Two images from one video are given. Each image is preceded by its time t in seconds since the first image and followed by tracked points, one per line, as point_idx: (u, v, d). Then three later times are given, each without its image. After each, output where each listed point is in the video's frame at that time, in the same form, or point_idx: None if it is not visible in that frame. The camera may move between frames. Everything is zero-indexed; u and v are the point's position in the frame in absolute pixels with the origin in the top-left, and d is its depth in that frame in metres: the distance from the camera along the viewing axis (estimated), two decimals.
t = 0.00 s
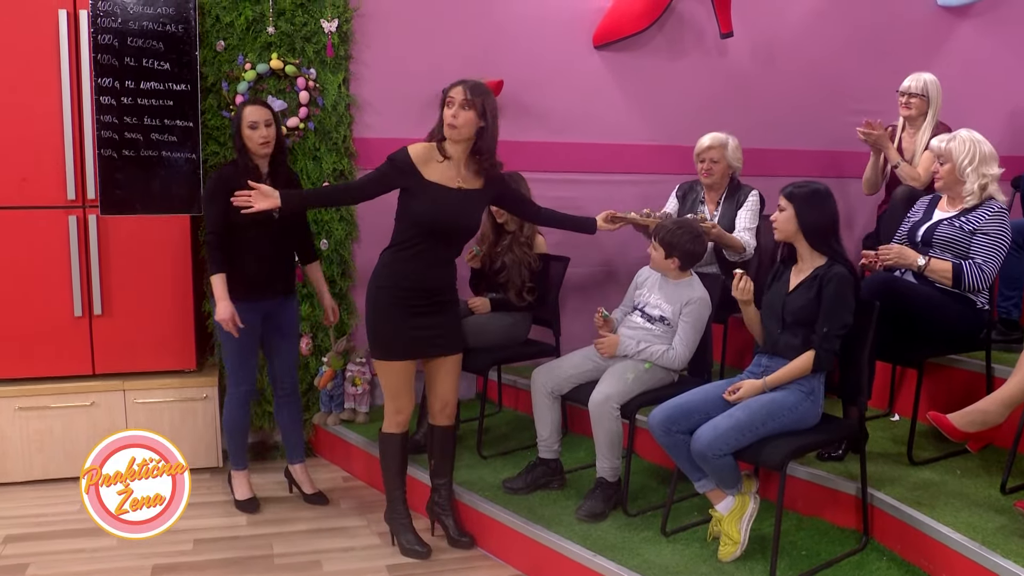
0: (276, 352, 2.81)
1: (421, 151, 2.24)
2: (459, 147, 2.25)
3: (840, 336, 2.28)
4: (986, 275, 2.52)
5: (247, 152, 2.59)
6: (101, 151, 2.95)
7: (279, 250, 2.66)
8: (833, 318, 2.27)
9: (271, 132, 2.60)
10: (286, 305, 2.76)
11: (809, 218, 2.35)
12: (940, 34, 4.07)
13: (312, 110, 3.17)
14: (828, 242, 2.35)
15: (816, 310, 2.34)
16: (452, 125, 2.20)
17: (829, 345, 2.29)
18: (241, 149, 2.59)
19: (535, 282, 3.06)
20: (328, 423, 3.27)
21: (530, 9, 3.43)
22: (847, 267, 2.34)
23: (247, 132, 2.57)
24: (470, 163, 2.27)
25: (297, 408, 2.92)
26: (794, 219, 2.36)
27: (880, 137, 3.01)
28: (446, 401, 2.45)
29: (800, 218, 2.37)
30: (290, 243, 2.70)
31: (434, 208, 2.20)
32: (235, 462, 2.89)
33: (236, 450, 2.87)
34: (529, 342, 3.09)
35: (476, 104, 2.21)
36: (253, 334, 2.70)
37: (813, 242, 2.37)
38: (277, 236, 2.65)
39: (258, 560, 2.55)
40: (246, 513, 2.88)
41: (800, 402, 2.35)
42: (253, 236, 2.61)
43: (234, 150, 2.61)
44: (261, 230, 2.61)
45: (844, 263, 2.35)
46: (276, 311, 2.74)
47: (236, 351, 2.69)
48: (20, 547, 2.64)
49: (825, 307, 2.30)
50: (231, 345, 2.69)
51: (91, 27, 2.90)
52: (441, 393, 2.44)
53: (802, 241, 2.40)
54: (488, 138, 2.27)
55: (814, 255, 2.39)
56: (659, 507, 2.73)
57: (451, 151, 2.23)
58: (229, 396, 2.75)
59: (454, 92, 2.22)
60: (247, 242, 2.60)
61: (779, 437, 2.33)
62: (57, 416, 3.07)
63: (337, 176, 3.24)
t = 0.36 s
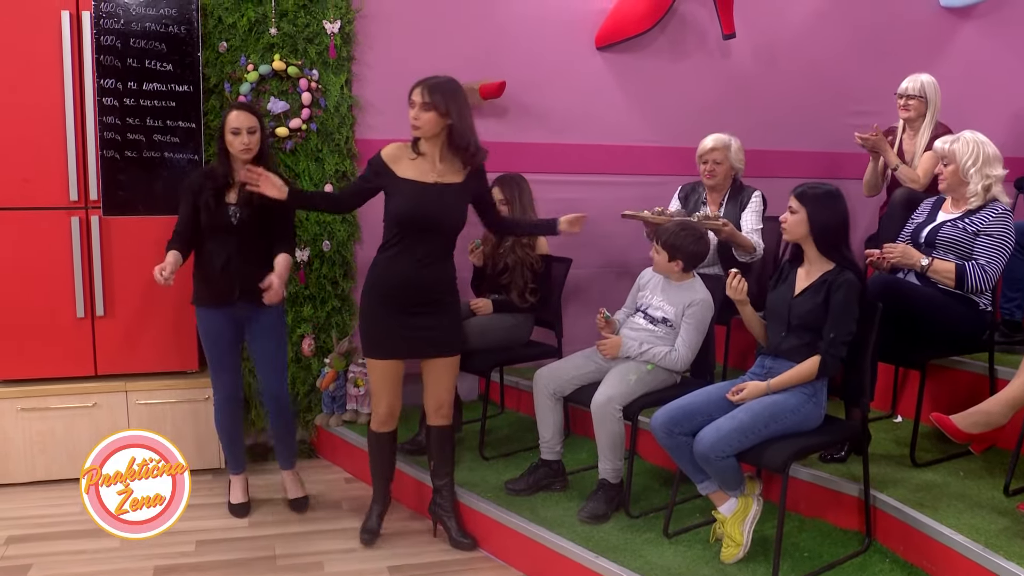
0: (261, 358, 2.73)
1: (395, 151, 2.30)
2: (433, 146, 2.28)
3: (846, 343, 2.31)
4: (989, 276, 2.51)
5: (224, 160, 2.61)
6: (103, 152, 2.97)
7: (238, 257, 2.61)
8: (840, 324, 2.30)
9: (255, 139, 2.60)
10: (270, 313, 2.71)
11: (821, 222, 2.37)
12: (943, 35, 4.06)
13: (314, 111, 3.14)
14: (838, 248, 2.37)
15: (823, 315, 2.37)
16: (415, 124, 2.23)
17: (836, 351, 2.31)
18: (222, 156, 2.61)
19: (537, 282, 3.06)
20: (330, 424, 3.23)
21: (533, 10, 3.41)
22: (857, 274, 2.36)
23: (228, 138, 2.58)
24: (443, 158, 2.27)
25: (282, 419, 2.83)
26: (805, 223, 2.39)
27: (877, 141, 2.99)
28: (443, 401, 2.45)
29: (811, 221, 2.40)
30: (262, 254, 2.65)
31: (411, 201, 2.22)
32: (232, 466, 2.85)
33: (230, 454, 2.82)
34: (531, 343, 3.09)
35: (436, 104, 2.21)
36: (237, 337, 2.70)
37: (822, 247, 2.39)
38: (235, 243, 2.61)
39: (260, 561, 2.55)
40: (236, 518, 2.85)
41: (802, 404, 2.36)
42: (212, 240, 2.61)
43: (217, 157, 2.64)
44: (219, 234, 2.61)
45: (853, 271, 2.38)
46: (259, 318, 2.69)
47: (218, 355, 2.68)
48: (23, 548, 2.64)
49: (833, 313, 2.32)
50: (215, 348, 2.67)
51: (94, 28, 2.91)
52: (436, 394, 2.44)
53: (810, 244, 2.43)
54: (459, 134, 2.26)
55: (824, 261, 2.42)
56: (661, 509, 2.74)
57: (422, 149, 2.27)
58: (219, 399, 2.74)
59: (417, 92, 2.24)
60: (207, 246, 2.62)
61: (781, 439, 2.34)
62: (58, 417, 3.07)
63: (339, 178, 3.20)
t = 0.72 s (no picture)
0: (243, 379, 2.40)
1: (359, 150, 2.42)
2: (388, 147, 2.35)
3: (855, 345, 2.32)
4: (997, 278, 2.51)
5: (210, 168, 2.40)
6: (112, 152, 2.98)
7: (233, 271, 2.38)
8: (850, 326, 2.31)
9: (241, 142, 2.38)
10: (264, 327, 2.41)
11: (832, 224, 2.39)
12: (951, 36, 4.05)
13: (322, 111, 3.14)
14: (850, 250, 2.39)
15: (833, 317, 2.38)
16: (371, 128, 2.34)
17: (845, 353, 2.33)
18: (208, 163, 2.40)
19: (544, 283, 3.03)
20: (336, 424, 3.21)
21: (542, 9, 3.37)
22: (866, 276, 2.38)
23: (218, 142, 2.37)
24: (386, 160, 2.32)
25: (254, 442, 2.44)
26: (818, 226, 2.39)
27: (885, 143, 2.92)
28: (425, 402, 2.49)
29: (826, 225, 2.39)
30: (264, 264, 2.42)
31: (365, 201, 2.31)
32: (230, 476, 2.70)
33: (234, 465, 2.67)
34: (538, 343, 3.09)
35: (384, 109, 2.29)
36: (226, 351, 2.46)
37: (832, 250, 2.41)
38: (229, 256, 2.38)
39: (267, 561, 2.55)
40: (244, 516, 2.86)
41: (810, 405, 2.37)
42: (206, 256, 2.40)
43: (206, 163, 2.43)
44: (212, 250, 2.39)
45: (862, 272, 2.39)
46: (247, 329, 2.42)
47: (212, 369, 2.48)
48: (31, 546, 2.66)
49: (842, 315, 2.34)
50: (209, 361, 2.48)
51: (102, 29, 2.92)
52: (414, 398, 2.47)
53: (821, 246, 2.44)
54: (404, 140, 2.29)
55: (833, 263, 2.44)
56: (668, 509, 2.74)
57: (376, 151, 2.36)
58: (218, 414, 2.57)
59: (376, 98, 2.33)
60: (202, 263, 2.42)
61: (787, 440, 2.35)
62: (66, 416, 3.08)
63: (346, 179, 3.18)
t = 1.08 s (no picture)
0: (275, 387, 2.37)
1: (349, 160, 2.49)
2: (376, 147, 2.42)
3: (882, 348, 2.33)
4: None
5: (238, 168, 2.26)
6: (142, 155, 3.03)
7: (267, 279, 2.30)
8: (876, 329, 2.32)
9: (274, 141, 2.27)
10: (290, 336, 2.37)
11: (857, 228, 2.39)
12: (978, 39, 4.04)
13: (349, 115, 3.16)
14: (875, 254, 2.40)
15: (859, 320, 2.39)
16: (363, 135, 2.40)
17: (871, 356, 2.33)
18: (233, 159, 2.26)
19: (570, 285, 3.05)
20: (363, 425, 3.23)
21: (568, 13, 3.37)
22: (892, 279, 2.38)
23: (251, 140, 2.25)
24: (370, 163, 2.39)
25: (284, 452, 2.42)
26: (843, 231, 2.41)
27: (910, 147, 2.97)
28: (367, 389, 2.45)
29: (850, 229, 2.42)
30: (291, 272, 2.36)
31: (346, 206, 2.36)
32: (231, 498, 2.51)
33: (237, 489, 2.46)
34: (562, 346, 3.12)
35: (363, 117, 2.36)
36: (245, 372, 2.31)
37: (858, 254, 2.42)
38: (262, 262, 2.30)
39: (294, 560, 2.58)
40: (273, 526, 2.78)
41: (835, 409, 2.38)
42: (232, 259, 2.30)
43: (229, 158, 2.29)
44: (241, 253, 2.30)
45: (888, 276, 2.40)
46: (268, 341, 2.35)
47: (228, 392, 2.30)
48: (64, 543, 2.71)
49: (868, 318, 2.35)
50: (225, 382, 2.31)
51: (134, 34, 2.97)
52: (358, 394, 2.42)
53: (847, 251, 2.46)
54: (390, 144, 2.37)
55: (859, 266, 2.44)
56: (692, 512, 2.75)
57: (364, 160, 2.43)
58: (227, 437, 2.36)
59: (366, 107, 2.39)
60: (226, 266, 2.30)
61: (812, 443, 2.37)
62: (97, 415, 3.12)
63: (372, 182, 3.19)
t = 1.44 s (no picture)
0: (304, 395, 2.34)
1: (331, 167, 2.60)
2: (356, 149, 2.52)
3: (899, 347, 2.33)
4: None
5: (279, 169, 2.14)
6: (166, 157, 3.07)
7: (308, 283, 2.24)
8: (893, 328, 2.32)
9: (311, 139, 2.19)
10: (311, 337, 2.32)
11: (873, 229, 2.41)
12: (998, 40, 4.03)
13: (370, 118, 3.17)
14: (891, 254, 2.40)
15: (876, 320, 2.41)
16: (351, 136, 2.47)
17: (888, 355, 2.34)
18: (270, 159, 2.13)
19: (588, 286, 3.09)
20: (382, 424, 3.25)
21: (587, 16, 3.39)
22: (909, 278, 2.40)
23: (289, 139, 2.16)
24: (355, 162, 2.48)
25: (306, 458, 2.42)
26: (860, 231, 2.41)
27: (928, 149, 2.98)
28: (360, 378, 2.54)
29: (866, 230, 2.42)
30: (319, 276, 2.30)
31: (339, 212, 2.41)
32: (256, 529, 2.33)
33: (257, 515, 2.32)
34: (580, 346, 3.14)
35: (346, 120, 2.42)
36: (283, 376, 2.21)
37: (874, 255, 2.43)
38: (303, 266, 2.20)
39: (316, 557, 2.61)
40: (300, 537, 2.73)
41: (854, 409, 2.40)
42: (270, 263, 2.15)
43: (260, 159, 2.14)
44: (281, 256, 2.16)
45: (904, 275, 2.41)
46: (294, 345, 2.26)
47: (266, 397, 2.20)
48: (90, 538, 2.75)
49: (885, 318, 2.36)
50: (262, 388, 2.19)
51: (159, 37, 3.01)
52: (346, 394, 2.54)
53: (863, 251, 2.47)
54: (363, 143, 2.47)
55: (874, 265, 2.46)
56: (711, 511, 2.77)
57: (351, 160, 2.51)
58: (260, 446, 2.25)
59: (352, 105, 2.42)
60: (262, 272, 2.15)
61: (832, 443, 2.38)
62: (120, 412, 3.17)
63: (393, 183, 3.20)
